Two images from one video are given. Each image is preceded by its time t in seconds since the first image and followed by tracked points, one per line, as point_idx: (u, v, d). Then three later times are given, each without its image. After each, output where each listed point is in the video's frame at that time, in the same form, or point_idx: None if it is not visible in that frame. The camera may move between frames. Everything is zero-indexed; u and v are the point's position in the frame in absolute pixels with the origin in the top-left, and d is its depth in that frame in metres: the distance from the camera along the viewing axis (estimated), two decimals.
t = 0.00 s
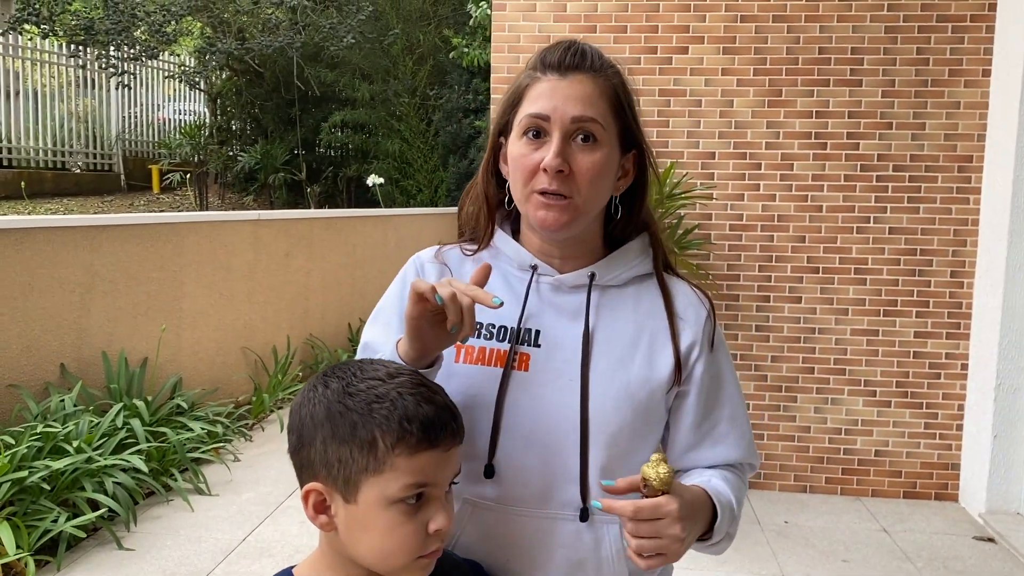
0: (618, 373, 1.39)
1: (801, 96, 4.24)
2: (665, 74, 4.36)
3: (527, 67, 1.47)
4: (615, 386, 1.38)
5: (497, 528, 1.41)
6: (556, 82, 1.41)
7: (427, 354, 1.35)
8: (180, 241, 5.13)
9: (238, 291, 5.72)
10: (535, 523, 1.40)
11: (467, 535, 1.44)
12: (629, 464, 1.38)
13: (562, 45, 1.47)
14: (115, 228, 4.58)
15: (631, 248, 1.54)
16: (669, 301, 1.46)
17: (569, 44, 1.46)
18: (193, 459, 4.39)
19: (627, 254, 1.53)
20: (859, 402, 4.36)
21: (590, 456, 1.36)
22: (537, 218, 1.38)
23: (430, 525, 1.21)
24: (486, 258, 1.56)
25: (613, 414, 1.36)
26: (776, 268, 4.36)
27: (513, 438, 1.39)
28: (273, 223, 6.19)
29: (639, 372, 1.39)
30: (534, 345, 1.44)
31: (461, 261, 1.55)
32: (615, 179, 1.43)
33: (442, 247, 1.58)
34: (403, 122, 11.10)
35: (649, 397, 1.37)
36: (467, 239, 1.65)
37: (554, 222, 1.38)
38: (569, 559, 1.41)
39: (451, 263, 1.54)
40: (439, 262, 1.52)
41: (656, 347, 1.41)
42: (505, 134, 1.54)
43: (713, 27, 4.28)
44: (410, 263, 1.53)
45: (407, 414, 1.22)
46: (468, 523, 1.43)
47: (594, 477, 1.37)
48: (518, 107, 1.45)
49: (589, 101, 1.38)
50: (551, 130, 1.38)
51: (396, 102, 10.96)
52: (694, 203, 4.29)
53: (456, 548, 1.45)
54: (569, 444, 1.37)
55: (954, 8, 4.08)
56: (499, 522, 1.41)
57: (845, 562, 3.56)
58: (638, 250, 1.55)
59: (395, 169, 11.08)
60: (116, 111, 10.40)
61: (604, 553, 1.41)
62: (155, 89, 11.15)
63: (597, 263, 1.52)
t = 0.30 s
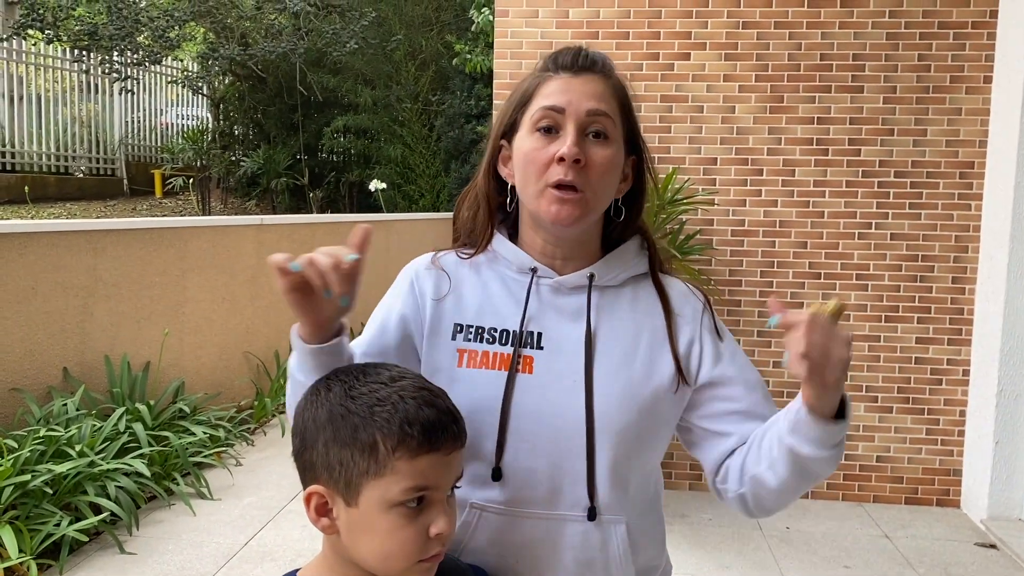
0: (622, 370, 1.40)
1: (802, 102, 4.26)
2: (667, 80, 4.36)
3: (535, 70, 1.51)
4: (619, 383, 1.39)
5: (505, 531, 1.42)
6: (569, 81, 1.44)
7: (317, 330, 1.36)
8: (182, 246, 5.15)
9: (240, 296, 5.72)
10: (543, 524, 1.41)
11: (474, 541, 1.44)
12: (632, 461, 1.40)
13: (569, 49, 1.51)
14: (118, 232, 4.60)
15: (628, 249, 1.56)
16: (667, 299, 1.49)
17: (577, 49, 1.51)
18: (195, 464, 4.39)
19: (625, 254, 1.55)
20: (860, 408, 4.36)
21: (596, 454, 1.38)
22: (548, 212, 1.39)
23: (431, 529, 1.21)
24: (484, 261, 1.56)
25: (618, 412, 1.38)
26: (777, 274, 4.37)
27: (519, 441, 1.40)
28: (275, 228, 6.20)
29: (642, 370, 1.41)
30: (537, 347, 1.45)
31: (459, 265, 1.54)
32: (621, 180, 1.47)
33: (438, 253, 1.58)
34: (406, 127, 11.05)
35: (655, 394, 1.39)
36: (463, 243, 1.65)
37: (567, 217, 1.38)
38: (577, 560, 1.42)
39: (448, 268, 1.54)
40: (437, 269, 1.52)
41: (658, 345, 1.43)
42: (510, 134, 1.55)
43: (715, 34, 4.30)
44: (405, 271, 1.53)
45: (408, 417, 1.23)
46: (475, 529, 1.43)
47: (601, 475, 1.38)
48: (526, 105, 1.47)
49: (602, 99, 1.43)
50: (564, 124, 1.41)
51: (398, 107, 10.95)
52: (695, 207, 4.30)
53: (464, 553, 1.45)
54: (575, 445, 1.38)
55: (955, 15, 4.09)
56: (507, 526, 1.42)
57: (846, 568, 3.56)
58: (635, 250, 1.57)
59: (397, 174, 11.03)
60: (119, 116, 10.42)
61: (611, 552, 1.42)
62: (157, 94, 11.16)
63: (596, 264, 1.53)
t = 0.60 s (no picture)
0: (632, 379, 1.43)
1: (807, 114, 4.27)
2: (672, 92, 4.39)
3: (546, 87, 1.52)
4: (629, 392, 1.42)
5: (515, 538, 1.43)
6: (579, 98, 1.46)
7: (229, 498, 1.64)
8: (190, 255, 5.18)
9: (246, 305, 5.75)
10: (553, 531, 1.42)
11: (483, 549, 1.44)
12: (639, 469, 1.43)
13: (579, 66, 1.53)
14: (126, 241, 4.63)
15: (636, 263, 1.60)
16: (673, 313, 1.53)
17: (586, 66, 1.53)
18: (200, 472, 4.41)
19: (633, 268, 1.58)
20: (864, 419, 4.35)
21: (608, 460, 1.40)
22: (558, 226, 1.42)
23: (436, 534, 1.23)
24: (493, 272, 1.57)
25: (628, 420, 1.40)
26: (782, 285, 4.38)
27: (531, 447, 1.41)
28: (283, 237, 6.25)
29: (650, 381, 1.44)
30: (548, 356, 1.47)
31: (467, 275, 1.56)
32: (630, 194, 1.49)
33: (446, 263, 1.59)
34: (412, 138, 11.08)
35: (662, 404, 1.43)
36: (472, 254, 1.66)
37: (577, 230, 1.41)
38: (586, 567, 1.43)
39: (457, 277, 1.54)
40: (446, 279, 1.53)
41: (665, 356, 1.47)
42: (520, 150, 1.57)
43: (720, 46, 4.32)
44: (415, 281, 1.54)
45: (411, 423, 1.25)
46: (484, 537, 1.44)
47: (612, 481, 1.40)
48: (537, 121, 1.49)
49: (612, 117, 1.45)
50: (574, 141, 1.43)
51: (404, 118, 10.99)
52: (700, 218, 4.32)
53: (471, 560, 1.45)
54: (586, 452, 1.40)
55: (960, 27, 4.11)
56: (516, 533, 1.43)
57: None
58: (641, 265, 1.60)
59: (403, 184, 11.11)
60: (127, 125, 10.51)
61: (619, 558, 1.44)
62: (165, 103, 11.24)
63: (605, 276, 1.56)
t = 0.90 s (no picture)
0: (631, 403, 1.45)
1: (809, 133, 4.29)
2: (675, 112, 4.42)
3: (552, 106, 1.53)
4: (629, 414, 1.44)
5: (517, 563, 1.43)
6: (585, 121, 1.47)
7: None
8: (195, 272, 5.20)
9: (250, 322, 5.77)
10: (554, 556, 1.43)
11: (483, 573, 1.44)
12: (637, 489, 1.45)
13: (586, 88, 1.54)
14: (131, 259, 4.65)
15: (631, 285, 1.62)
16: (669, 335, 1.55)
17: (594, 89, 1.54)
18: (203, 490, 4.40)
19: (629, 290, 1.61)
20: (869, 439, 4.33)
21: (608, 484, 1.41)
22: (558, 245, 1.43)
23: (438, 550, 1.23)
24: (490, 293, 1.57)
25: (628, 442, 1.42)
26: (785, 303, 4.38)
27: (532, 472, 1.41)
28: (288, 255, 6.29)
29: (650, 402, 1.46)
30: (548, 379, 1.48)
31: (465, 295, 1.56)
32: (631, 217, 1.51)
33: (443, 283, 1.59)
34: (417, 156, 11.20)
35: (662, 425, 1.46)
36: (469, 272, 1.66)
37: (577, 249, 1.42)
38: None
39: (454, 300, 1.54)
40: (445, 300, 1.53)
41: (663, 378, 1.49)
42: (521, 167, 1.57)
43: (723, 66, 4.35)
44: (412, 303, 1.52)
45: (412, 439, 1.25)
46: (485, 562, 1.43)
47: (612, 504, 1.42)
48: (540, 140, 1.50)
49: (618, 142, 1.46)
50: (580, 163, 1.44)
51: (410, 136, 11.05)
52: (703, 237, 4.33)
53: None
54: (587, 475, 1.41)
55: (961, 48, 4.14)
56: (517, 558, 1.43)
57: None
58: (636, 286, 1.63)
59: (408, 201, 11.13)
60: (134, 143, 10.58)
61: None
62: (172, 121, 11.33)
63: (602, 297, 1.58)
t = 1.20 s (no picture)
0: (629, 410, 1.45)
1: (812, 143, 4.30)
2: (678, 121, 4.43)
3: (548, 117, 1.52)
4: (626, 421, 1.44)
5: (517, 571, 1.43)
6: (581, 135, 1.47)
7: None
8: (198, 280, 5.21)
9: (253, 330, 5.77)
10: (554, 563, 1.43)
11: None
12: (636, 497, 1.44)
13: (582, 98, 1.53)
14: (135, 266, 4.67)
15: (630, 292, 1.62)
16: (667, 343, 1.55)
17: (590, 99, 1.53)
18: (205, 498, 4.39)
19: (627, 297, 1.60)
20: (873, 449, 4.32)
21: (605, 491, 1.41)
22: (555, 261, 1.43)
23: (443, 556, 1.23)
24: (488, 301, 1.58)
25: (626, 449, 1.42)
26: (789, 313, 4.37)
27: (530, 479, 1.41)
28: (291, 263, 6.29)
29: (647, 409, 1.46)
30: (547, 386, 1.48)
31: (464, 301, 1.57)
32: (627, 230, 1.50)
33: (441, 289, 1.60)
34: (420, 164, 11.12)
35: (659, 431, 1.45)
36: (471, 279, 1.67)
37: (573, 265, 1.42)
38: None
39: (454, 304, 1.56)
40: (444, 305, 1.54)
41: (660, 385, 1.49)
42: (518, 177, 1.57)
43: (726, 75, 4.36)
44: (411, 306, 1.54)
45: (417, 445, 1.25)
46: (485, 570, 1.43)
47: (609, 511, 1.42)
48: (537, 154, 1.50)
49: (615, 156, 1.46)
50: (576, 179, 1.44)
51: (414, 145, 11.06)
52: (706, 246, 4.33)
53: None
54: (585, 481, 1.41)
55: (965, 58, 4.14)
56: (517, 566, 1.43)
57: None
58: (635, 294, 1.63)
59: (411, 210, 11.11)
60: (137, 152, 10.62)
61: None
62: (176, 130, 11.38)
63: (600, 305, 1.58)
